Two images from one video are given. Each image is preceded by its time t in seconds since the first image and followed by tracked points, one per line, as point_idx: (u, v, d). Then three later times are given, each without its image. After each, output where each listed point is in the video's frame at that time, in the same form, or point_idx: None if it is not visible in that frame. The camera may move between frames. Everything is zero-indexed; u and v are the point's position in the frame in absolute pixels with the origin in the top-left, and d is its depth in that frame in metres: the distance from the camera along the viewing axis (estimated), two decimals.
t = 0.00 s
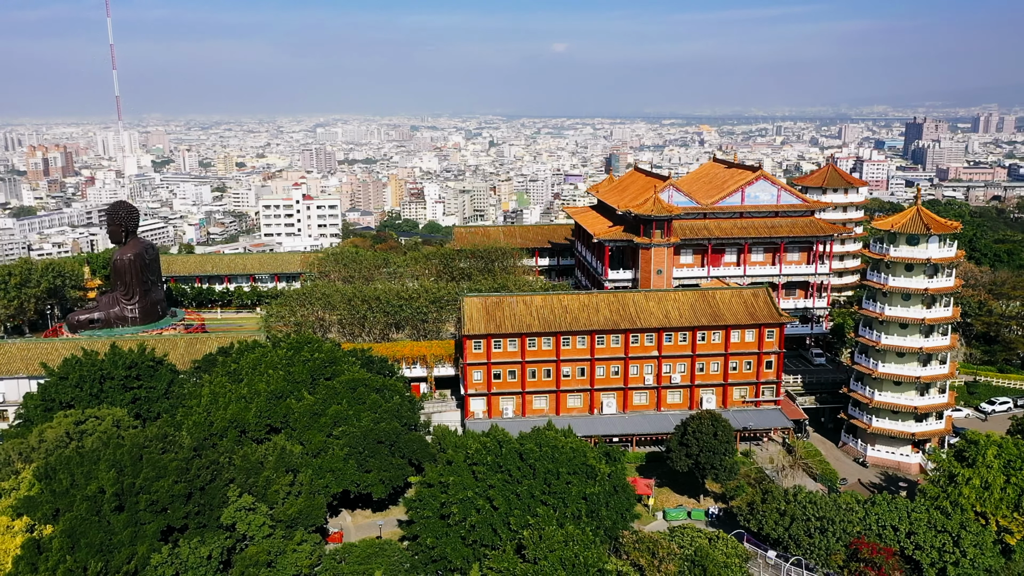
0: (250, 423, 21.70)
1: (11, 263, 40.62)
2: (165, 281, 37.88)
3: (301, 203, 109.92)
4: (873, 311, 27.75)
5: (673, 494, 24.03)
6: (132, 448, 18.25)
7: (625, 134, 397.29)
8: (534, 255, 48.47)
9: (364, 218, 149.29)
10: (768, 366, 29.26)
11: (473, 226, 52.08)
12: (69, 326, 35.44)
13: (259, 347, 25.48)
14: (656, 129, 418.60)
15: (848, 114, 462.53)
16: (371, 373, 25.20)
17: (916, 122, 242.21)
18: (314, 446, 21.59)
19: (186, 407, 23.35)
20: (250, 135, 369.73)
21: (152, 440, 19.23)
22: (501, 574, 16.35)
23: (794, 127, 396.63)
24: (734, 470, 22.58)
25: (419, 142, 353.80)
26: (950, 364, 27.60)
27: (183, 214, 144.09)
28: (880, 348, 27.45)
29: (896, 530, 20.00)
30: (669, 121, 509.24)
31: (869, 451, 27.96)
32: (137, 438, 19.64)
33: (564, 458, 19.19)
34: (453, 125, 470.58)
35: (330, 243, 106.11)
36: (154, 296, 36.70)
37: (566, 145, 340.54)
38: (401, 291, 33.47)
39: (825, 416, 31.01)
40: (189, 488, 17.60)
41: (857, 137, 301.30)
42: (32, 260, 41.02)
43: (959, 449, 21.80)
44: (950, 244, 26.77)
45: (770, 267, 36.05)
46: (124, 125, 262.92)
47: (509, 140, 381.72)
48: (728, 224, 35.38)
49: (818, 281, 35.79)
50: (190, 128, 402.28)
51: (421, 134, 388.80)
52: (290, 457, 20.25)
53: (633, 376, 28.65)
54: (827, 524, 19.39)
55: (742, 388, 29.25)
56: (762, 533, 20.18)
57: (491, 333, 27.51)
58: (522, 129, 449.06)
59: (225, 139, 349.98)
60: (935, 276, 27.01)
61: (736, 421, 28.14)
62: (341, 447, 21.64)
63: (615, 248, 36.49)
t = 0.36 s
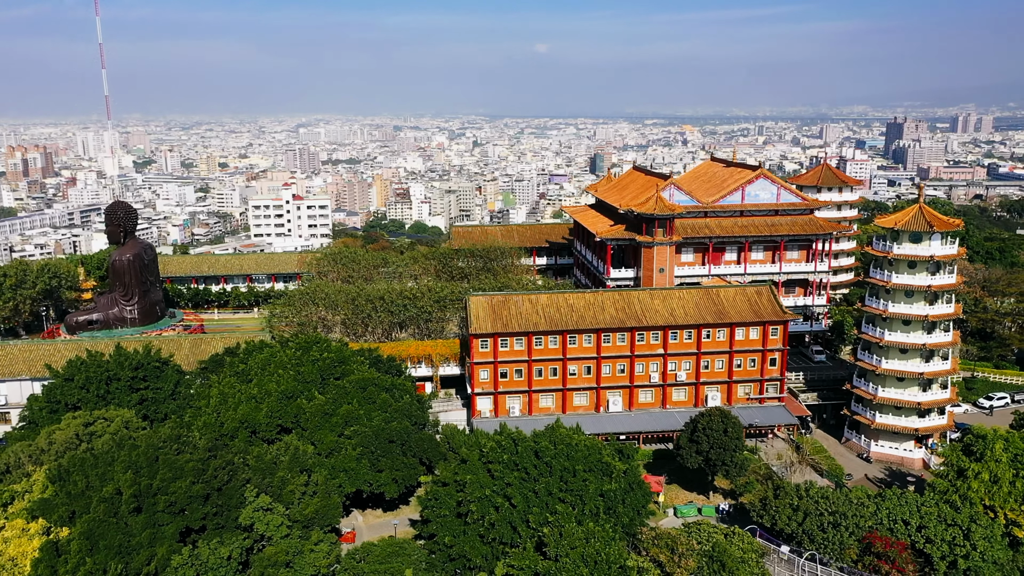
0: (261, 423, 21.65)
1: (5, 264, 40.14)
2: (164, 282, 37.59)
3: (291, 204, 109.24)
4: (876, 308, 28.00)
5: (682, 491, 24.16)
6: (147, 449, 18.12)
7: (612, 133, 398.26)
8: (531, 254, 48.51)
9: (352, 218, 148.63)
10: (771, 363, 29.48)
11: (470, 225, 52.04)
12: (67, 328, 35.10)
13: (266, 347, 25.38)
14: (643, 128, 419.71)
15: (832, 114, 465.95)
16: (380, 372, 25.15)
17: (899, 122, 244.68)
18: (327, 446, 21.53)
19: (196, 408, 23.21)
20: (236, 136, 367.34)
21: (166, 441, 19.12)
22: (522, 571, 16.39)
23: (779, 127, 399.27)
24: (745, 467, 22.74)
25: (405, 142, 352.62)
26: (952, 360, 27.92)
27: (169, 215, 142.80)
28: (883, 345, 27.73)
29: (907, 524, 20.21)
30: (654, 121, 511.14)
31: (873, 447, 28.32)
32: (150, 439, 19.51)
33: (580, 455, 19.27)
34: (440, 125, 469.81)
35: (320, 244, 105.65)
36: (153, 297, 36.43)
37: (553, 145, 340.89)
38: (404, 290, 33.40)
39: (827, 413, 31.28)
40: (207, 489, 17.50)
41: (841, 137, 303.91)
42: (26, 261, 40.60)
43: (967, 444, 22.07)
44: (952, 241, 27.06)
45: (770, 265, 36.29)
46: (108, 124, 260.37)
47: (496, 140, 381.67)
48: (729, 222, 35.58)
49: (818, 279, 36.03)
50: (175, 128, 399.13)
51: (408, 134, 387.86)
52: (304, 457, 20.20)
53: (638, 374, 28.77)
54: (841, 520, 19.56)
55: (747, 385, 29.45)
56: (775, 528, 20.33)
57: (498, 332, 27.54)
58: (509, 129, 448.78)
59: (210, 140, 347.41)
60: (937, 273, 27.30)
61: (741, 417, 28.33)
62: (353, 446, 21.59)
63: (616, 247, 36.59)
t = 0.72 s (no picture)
0: (273, 423, 21.59)
1: None
2: (162, 282, 37.29)
3: (281, 204, 108.52)
4: (880, 305, 28.29)
5: (693, 487, 24.27)
6: (164, 450, 18.00)
7: (597, 133, 399.13)
8: (529, 254, 48.59)
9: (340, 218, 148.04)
10: (776, 360, 29.70)
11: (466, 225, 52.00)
12: (66, 329, 34.71)
13: (275, 348, 25.27)
14: (628, 128, 421.01)
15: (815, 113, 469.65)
16: (390, 371, 25.10)
17: (881, 122, 247.48)
18: (340, 446, 21.48)
19: (206, 409, 23.07)
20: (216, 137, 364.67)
21: (182, 442, 19.01)
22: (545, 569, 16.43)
23: (763, 127, 402.02)
24: (756, 463, 22.91)
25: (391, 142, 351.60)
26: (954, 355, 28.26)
27: (155, 215, 141.44)
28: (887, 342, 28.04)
29: (918, 518, 20.43)
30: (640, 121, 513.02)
31: (877, 442, 28.57)
32: (165, 440, 19.37)
33: (597, 453, 19.35)
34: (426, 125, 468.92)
35: (310, 244, 105.19)
36: (152, 298, 36.12)
37: (535, 145, 341.41)
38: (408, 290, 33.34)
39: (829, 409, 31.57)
40: (227, 489, 17.41)
41: (824, 136, 306.51)
42: (21, 262, 40.14)
43: (974, 439, 22.35)
44: (954, 238, 27.41)
45: (771, 263, 36.58)
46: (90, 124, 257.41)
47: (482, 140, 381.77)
48: (730, 221, 35.80)
49: (818, 277, 36.40)
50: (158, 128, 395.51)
51: (392, 135, 386.86)
52: (319, 457, 20.13)
53: (645, 372, 28.90)
54: (855, 514, 19.75)
55: (752, 382, 29.67)
56: (789, 523, 20.49)
57: (506, 330, 27.55)
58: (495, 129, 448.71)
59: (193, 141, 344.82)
60: (939, 270, 27.63)
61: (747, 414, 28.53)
62: (367, 446, 21.55)
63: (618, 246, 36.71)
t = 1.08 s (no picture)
0: (285, 424, 21.51)
1: None
2: (160, 283, 36.97)
3: (268, 205, 107.65)
4: (882, 302, 28.64)
5: (702, 484, 24.40)
6: (181, 452, 17.87)
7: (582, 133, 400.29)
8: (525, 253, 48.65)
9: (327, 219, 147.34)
10: (779, 357, 29.96)
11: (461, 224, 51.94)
12: (62, 332, 34.33)
13: (283, 348, 25.20)
14: (612, 128, 422.62)
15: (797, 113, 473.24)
16: (398, 371, 25.05)
17: (861, 122, 250.33)
18: (353, 446, 21.41)
19: (215, 410, 22.92)
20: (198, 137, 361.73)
21: (198, 443, 18.92)
22: (568, 566, 16.48)
23: (745, 127, 404.77)
24: (766, 459, 23.11)
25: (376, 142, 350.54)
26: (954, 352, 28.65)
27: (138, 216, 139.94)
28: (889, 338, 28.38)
29: (928, 511, 20.71)
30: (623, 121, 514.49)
31: (879, 438, 28.92)
32: (179, 442, 19.20)
33: (614, 451, 19.44)
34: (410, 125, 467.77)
35: (298, 245, 104.61)
36: (150, 299, 35.82)
37: (519, 146, 341.47)
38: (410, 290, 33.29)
39: (830, 406, 31.90)
40: (246, 490, 17.29)
41: (799, 138, 309.57)
42: (15, 263, 39.66)
43: (981, 433, 22.68)
44: (954, 236, 27.83)
45: (769, 261, 36.92)
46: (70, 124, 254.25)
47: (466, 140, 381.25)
48: (729, 219, 36.07)
49: (816, 275, 36.94)
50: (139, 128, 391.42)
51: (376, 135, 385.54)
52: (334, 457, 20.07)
53: (650, 370, 29.03)
54: (868, 508, 19.96)
55: (755, 379, 29.91)
56: (803, 518, 20.66)
57: (512, 329, 27.60)
58: (479, 129, 448.34)
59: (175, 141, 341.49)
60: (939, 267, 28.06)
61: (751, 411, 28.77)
62: (381, 445, 21.51)
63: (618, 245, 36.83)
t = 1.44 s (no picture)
0: (297, 425, 21.42)
1: None
2: (158, 284, 36.64)
3: (257, 205, 106.61)
4: (884, 300, 28.93)
5: (712, 481, 24.54)
6: (199, 453, 17.79)
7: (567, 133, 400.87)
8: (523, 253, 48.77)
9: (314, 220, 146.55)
10: (783, 355, 30.21)
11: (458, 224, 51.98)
12: (61, 334, 33.97)
13: (292, 349, 25.11)
14: (598, 128, 423.57)
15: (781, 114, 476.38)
16: (408, 371, 25.02)
17: (844, 123, 252.62)
18: (366, 446, 21.35)
19: (225, 411, 22.78)
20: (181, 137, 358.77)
21: (215, 444, 18.82)
22: (590, 564, 16.52)
23: (730, 127, 407.17)
24: (776, 455, 23.31)
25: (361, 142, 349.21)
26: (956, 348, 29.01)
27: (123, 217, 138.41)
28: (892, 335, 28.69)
29: (938, 506, 20.96)
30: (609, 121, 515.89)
31: (882, 434, 29.24)
32: (195, 443, 19.09)
33: (631, 449, 19.54)
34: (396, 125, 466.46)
35: (287, 245, 104.00)
36: (150, 300, 35.51)
37: (505, 146, 341.38)
38: (414, 289, 33.24)
39: (832, 403, 32.18)
40: (267, 492, 17.22)
41: (783, 138, 311.78)
42: (9, 264, 39.16)
43: (987, 428, 22.98)
44: (955, 234, 28.17)
45: (769, 260, 37.21)
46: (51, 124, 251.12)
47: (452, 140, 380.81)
48: (730, 218, 36.30)
49: (814, 273, 37.26)
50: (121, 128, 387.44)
51: (361, 135, 383.94)
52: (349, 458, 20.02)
53: (656, 368, 29.18)
54: (881, 503, 20.18)
55: (759, 376, 30.14)
56: (816, 514, 20.85)
57: (520, 329, 27.63)
58: (465, 129, 447.76)
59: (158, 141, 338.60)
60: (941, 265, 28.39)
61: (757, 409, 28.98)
62: (395, 446, 21.47)
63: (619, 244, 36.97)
